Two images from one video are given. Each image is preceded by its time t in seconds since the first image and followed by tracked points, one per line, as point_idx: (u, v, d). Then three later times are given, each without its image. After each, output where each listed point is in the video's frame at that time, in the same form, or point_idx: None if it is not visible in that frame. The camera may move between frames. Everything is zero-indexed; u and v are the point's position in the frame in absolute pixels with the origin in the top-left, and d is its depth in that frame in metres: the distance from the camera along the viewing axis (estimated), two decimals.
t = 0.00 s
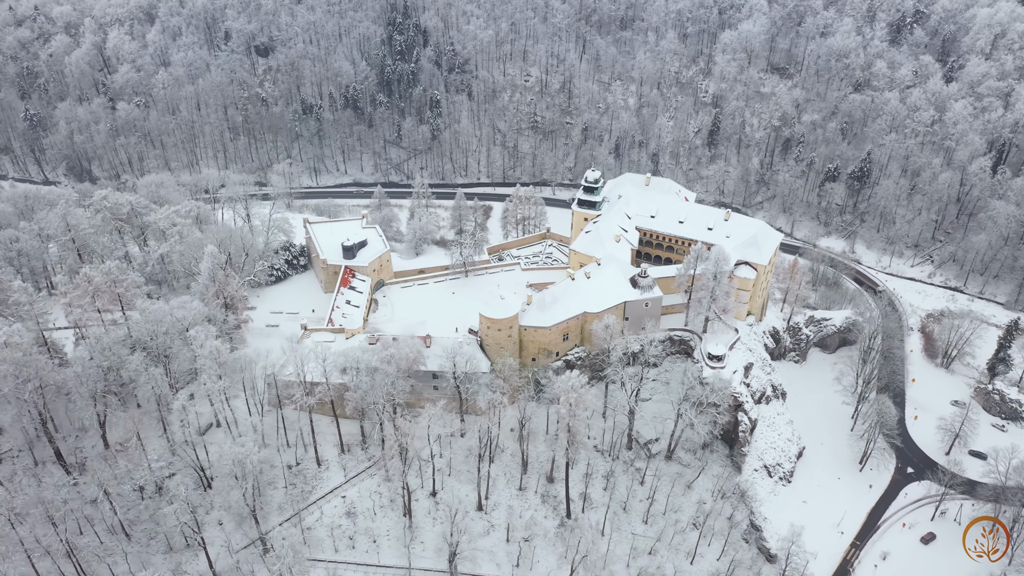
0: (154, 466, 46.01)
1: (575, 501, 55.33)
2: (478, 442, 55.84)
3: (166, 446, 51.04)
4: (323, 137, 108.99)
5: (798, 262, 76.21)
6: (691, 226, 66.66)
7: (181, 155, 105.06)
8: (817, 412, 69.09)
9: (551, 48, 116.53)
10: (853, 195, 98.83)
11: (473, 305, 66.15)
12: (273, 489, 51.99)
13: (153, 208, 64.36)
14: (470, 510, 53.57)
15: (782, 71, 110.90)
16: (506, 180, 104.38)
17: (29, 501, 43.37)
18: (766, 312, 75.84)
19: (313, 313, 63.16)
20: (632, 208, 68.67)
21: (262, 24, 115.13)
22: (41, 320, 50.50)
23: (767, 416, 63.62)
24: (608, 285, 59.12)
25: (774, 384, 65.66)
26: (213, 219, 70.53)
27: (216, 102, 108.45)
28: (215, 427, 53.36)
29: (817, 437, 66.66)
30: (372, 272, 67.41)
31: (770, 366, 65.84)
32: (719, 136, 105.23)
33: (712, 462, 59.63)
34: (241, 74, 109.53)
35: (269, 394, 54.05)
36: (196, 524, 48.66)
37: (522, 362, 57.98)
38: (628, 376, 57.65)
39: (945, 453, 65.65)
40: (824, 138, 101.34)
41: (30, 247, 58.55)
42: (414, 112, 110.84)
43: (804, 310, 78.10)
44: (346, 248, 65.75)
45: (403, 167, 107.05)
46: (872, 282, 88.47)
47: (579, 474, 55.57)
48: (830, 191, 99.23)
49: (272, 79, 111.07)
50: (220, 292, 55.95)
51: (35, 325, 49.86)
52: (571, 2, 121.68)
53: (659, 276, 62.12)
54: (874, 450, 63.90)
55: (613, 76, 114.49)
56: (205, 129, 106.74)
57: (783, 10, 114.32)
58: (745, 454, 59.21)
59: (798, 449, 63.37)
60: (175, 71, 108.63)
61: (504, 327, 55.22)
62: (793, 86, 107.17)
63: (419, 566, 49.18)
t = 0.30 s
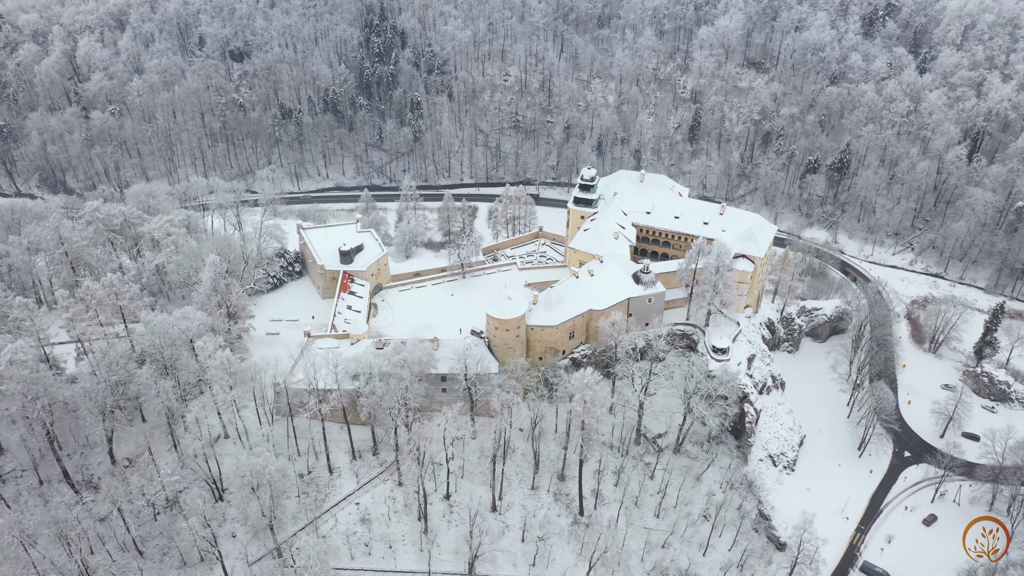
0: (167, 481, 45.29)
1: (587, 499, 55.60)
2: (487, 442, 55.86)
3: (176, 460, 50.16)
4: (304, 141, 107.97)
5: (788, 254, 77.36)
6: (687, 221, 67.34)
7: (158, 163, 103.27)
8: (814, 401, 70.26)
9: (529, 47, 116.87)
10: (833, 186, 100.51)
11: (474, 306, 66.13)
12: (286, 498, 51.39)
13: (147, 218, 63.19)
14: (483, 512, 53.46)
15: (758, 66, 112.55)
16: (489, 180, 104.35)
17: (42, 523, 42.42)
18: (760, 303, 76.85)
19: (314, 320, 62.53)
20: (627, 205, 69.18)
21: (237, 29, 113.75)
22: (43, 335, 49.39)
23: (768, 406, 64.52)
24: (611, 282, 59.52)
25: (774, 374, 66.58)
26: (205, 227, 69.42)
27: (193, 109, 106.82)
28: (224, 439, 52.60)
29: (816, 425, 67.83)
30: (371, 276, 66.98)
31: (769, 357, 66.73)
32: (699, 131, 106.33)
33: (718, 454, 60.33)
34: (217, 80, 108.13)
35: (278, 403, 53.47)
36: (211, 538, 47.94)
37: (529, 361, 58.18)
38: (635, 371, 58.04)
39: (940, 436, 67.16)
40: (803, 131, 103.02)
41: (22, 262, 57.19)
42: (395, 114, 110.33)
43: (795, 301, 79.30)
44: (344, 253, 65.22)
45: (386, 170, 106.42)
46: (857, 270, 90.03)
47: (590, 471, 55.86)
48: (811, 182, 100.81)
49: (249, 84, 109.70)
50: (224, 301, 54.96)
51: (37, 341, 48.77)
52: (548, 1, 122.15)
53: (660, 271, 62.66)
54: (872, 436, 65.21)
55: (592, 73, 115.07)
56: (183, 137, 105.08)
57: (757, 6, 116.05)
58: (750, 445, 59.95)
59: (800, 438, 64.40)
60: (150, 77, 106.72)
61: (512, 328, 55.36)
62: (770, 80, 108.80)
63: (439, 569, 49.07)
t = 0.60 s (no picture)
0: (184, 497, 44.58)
1: (600, 496, 55.87)
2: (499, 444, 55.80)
3: (188, 473, 49.34)
4: (284, 146, 106.72)
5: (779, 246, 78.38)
6: (683, 216, 67.95)
7: (136, 173, 101.17)
8: (811, 390, 71.34)
9: (508, 47, 116.97)
10: (814, 177, 102.05)
11: (475, 307, 66.01)
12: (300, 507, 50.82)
13: (142, 229, 62.07)
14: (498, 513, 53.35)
15: (735, 60, 113.96)
16: (473, 181, 104.19)
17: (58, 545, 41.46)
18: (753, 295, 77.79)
19: (315, 327, 61.97)
20: (623, 201, 69.54)
21: (212, 34, 112.14)
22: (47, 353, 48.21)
23: (770, 396, 65.35)
24: (615, 278, 59.80)
25: (773, 364, 67.45)
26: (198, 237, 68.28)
27: (170, 118, 105.07)
28: (233, 450, 51.87)
29: (815, 414, 68.89)
30: (370, 281, 66.58)
31: (767, 348, 67.58)
32: (681, 126, 107.18)
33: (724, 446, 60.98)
34: (193, 87, 106.69)
35: (288, 412, 52.87)
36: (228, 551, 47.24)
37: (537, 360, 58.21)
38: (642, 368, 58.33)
39: (935, 419, 68.63)
40: (783, 124, 104.54)
41: (15, 278, 55.62)
42: (376, 116, 109.62)
43: (786, 291, 80.41)
44: (343, 258, 64.72)
45: (369, 173, 105.66)
46: (841, 259, 91.37)
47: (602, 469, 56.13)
48: (793, 174, 102.21)
49: (226, 91, 108.08)
50: (230, 311, 54.39)
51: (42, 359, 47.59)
52: None
53: (661, 266, 62.98)
54: (870, 422, 66.54)
55: (571, 72, 115.44)
56: (161, 146, 103.17)
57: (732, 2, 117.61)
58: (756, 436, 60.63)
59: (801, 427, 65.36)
60: (125, 86, 104.55)
61: (520, 328, 55.34)
62: (747, 75, 110.24)
63: (460, 572, 49.06)
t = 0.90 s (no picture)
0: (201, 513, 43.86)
1: (612, 491, 56.28)
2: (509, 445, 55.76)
3: (203, 487, 48.58)
4: (265, 152, 105.52)
5: (770, 237, 79.35)
6: (678, 211, 68.64)
7: (114, 183, 99.14)
8: (808, 379, 72.44)
9: (488, 47, 116.95)
10: (794, 168, 103.50)
11: (477, 308, 65.90)
12: (317, 516, 50.34)
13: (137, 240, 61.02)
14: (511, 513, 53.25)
15: (712, 56, 115.29)
16: (457, 183, 104.08)
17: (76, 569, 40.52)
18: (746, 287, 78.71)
19: (317, 333, 61.44)
20: (618, 197, 69.97)
21: (186, 41, 110.49)
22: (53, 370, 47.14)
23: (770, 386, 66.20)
24: (618, 275, 60.15)
25: (772, 355, 68.29)
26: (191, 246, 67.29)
27: (147, 126, 103.30)
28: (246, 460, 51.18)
29: (813, 403, 69.96)
30: (370, 285, 66.25)
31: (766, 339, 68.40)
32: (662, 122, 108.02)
33: (729, 439, 61.77)
34: (170, 94, 105.10)
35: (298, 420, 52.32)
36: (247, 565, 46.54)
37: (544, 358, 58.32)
38: (647, 362, 58.75)
39: (929, 403, 70.19)
40: (763, 117, 106.00)
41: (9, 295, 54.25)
42: (357, 120, 108.92)
43: (777, 282, 81.52)
44: (342, 264, 64.18)
45: (351, 177, 104.93)
46: (826, 248, 92.55)
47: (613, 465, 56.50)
48: (774, 165, 103.53)
49: (203, 97, 106.46)
50: (236, 321, 53.89)
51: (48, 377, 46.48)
52: None
53: (662, 261, 63.49)
54: (867, 408, 67.84)
55: (551, 70, 115.74)
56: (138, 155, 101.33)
57: None
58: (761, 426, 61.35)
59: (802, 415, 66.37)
60: (99, 94, 102.41)
61: (529, 327, 55.43)
62: (726, 70, 111.58)
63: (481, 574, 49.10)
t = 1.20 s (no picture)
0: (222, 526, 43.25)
1: (624, 486, 56.68)
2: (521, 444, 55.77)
3: (220, 500, 47.88)
4: (246, 160, 104.26)
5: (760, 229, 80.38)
6: (674, 206, 69.27)
7: (92, 195, 97.14)
8: (804, 368, 73.54)
9: (467, 47, 116.83)
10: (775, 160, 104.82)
11: (479, 309, 65.77)
12: (335, 524, 49.89)
13: (134, 253, 60.00)
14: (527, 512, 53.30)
15: (689, 51, 116.45)
16: (442, 184, 103.76)
17: None
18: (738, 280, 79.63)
19: (321, 340, 60.92)
20: (614, 195, 70.36)
21: (161, 48, 108.66)
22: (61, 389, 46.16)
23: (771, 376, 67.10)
24: (622, 271, 60.47)
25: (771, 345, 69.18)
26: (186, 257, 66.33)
27: (124, 136, 101.30)
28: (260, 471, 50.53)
29: (811, 391, 71.03)
30: (371, 290, 65.86)
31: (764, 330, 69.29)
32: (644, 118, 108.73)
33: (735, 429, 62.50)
34: (147, 102, 103.28)
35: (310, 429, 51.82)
36: None
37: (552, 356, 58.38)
38: (652, 357, 59.18)
39: (923, 386, 71.71)
40: (742, 110, 107.28)
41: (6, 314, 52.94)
42: (338, 124, 108.05)
43: (768, 273, 82.63)
44: (342, 270, 63.61)
45: (335, 182, 104.03)
46: (812, 237, 93.75)
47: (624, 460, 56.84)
48: (756, 158, 104.78)
49: (181, 106, 104.83)
50: (243, 331, 53.39)
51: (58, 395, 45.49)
52: None
53: (664, 256, 64.02)
54: (864, 394, 69.10)
55: (530, 69, 115.91)
56: (116, 166, 99.42)
57: None
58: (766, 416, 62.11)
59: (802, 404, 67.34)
60: (73, 105, 100.23)
61: (539, 327, 55.45)
62: (704, 65, 112.76)
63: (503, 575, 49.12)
